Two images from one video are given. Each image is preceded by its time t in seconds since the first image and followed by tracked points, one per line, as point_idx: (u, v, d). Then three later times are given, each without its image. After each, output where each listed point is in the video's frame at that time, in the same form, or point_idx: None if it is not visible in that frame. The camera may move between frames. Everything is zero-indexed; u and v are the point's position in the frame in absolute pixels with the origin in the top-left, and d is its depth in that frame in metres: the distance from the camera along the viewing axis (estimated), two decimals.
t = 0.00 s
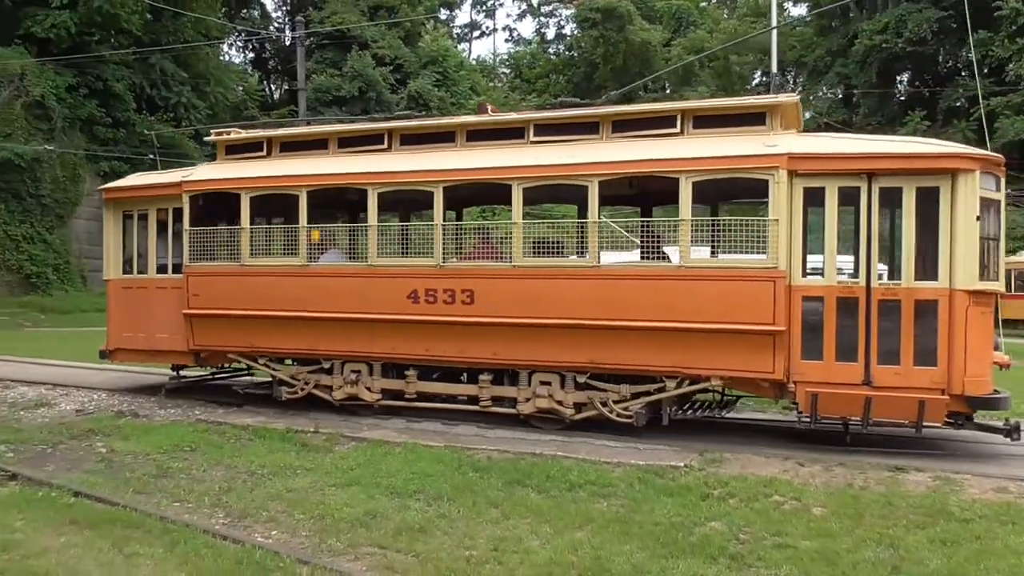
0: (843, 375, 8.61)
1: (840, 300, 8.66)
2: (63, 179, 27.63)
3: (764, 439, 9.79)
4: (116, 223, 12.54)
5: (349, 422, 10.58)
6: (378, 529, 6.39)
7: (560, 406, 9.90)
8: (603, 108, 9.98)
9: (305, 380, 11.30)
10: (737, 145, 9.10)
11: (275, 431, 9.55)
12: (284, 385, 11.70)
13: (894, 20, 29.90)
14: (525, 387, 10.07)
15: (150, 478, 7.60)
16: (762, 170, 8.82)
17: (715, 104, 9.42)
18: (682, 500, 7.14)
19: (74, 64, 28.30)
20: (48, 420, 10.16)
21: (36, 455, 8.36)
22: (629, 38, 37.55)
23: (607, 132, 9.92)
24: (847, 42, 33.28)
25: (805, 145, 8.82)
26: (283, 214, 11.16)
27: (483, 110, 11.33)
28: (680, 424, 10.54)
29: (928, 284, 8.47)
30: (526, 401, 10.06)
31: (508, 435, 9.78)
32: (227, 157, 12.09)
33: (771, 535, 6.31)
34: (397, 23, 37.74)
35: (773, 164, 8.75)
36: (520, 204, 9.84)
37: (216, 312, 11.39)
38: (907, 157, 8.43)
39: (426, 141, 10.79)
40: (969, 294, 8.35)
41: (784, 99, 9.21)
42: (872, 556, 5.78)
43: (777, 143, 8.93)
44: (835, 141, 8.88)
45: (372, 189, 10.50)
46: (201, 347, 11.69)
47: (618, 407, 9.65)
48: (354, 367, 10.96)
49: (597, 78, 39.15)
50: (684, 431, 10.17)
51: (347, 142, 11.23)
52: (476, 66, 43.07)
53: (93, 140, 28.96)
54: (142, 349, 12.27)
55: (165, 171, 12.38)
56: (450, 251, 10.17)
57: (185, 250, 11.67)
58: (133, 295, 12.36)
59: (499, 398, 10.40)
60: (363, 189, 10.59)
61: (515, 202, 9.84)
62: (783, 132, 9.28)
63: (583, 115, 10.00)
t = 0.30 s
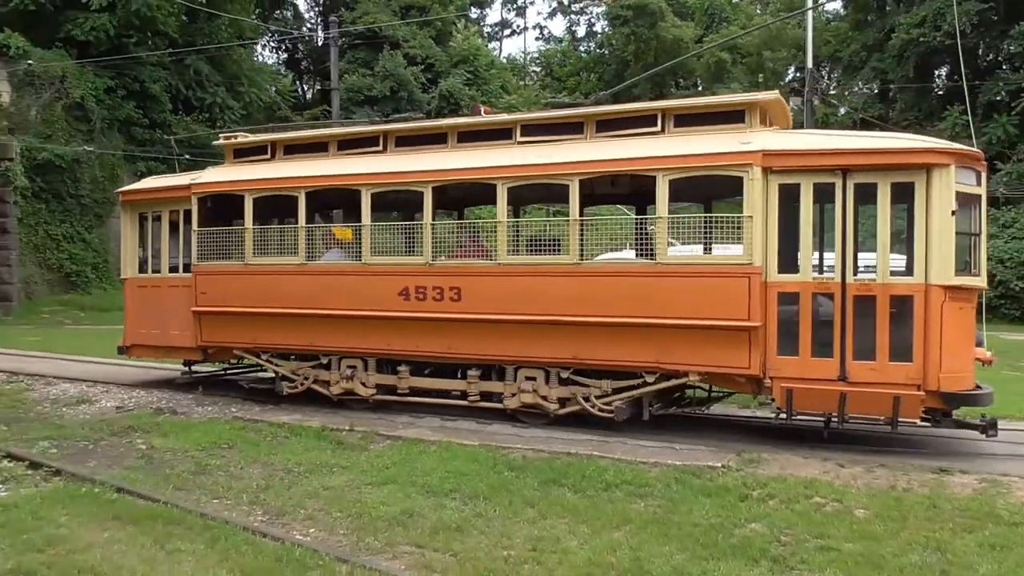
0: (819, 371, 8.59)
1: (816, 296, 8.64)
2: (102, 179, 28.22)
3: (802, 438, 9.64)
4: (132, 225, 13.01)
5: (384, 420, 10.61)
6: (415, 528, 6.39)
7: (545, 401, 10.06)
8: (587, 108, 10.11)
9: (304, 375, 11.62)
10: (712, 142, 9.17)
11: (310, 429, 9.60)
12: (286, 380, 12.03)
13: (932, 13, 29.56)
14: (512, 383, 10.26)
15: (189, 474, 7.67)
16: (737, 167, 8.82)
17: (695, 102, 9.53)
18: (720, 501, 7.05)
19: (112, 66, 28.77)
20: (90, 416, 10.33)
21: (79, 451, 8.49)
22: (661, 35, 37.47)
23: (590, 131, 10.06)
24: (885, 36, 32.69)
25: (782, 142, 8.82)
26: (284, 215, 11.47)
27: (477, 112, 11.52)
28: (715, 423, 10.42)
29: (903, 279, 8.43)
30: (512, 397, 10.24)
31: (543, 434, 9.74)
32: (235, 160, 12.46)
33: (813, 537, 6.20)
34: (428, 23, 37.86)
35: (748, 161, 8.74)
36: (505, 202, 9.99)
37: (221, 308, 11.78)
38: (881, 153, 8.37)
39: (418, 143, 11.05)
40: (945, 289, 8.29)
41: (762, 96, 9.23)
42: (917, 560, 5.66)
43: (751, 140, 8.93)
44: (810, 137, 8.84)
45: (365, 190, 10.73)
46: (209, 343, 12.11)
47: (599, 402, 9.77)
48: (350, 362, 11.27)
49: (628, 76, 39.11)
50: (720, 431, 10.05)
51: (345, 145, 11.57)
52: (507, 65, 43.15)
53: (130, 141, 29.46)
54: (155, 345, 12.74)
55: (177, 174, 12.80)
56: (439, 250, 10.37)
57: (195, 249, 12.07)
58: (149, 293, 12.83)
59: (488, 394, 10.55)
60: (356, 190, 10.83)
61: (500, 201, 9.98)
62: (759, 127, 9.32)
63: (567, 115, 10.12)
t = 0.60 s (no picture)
0: (785, 365, 8.71)
1: (781, 291, 8.75)
2: (126, 182, 28.46)
3: (831, 436, 9.51)
4: (136, 228, 13.37)
5: (408, 419, 10.62)
6: (442, 527, 6.38)
7: (523, 396, 10.25)
8: (564, 110, 10.28)
9: (297, 372, 11.90)
10: (682, 141, 9.28)
11: (336, 429, 9.63)
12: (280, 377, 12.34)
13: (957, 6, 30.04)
14: (492, 378, 10.46)
15: (216, 474, 7.72)
16: (703, 165, 8.93)
17: (667, 102, 9.65)
18: (749, 500, 6.98)
19: (136, 70, 29.07)
20: (117, 417, 10.43)
21: (108, 451, 8.56)
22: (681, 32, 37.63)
23: (567, 131, 10.21)
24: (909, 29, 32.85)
25: (749, 139, 8.93)
26: (275, 216, 11.72)
27: (464, 114, 11.72)
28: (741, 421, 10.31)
29: (867, 273, 8.54)
30: (490, 392, 10.43)
31: (567, 433, 9.71)
32: (232, 164, 12.76)
33: (845, 536, 6.12)
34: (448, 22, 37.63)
35: (715, 159, 8.85)
36: (484, 202, 10.14)
37: (218, 308, 12.12)
38: (846, 149, 8.46)
39: (404, 144, 11.28)
40: (908, 283, 8.41)
41: (732, 95, 9.32)
42: (954, 560, 5.56)
43: (719, 138, 9.02)
44: (777, 134, 8.95)
45: (351, 193, 10.95)
46: (209, 342, 12.46)
47: (575, 397, 9.93)
48: (340, 359, 11.54)
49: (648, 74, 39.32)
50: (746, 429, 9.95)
51: (335, 148, 11.84)
52: (526, 64, 43.14)
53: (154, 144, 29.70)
54: (158, 345, 13.08)
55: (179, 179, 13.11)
56: (422, 250, 10.58)
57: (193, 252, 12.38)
58: (153, 294, 13.18)
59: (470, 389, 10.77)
60: (342, 191, 11.04)
61: (478, 201, 10.15)
62: (727, 125, 9.42)
63: (545, 116, 10.30)
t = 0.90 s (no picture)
0: (748, 364, 8.77)
1: (745, 291, 8.80)
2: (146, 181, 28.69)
3: (851, 437, 9.43)
4: (134, 226, 13.58)
5: (425, 417, 10.62)
6: (458, 526, 6.37)
7: (498, 392, 10.42)
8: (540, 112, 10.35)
9: (286, 367, 12.14)
10: (652, 142, 9.35)
11: (352, 427, 9.64)
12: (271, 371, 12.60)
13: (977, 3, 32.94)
14: (470, 374, 10.64)
15: (234, 471, 7.76)
16: (669, 166, 9.01)
17: (640, 104, 9.72)
18: (768, 500, 6.92)
19: (155, 70, 29.28)
20: (136, 413, 10.52)
21: (128, 448, 8.64)
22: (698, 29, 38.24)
23: (542, 133, 10.30)
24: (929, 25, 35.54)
25: (716, 141, 8.99)
26: (263, 216, 11.89)
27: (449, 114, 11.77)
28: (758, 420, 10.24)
29: (828, 273, 8.55)
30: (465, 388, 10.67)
31: (583, 432, 9.67)
32: (227, 165, 12.95)
33: (865, 537, 6.06)
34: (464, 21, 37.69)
35: (678, 161, 8.93)
36: (460, 204, 10.26)
37: (209, 305, 12.37)
38: (807, 152, 8.50)
39: (387, 146, 11.41)
40: (867, 283, 8.40)
41: (701, 97, 9.41)
42: (977, 563, 5.49)
43: (686, 140, 9.11)
44: (743, 136, 9.00)
45: (336, 192, 11.07)
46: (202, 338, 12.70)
47: (548, 394, 10.08)
48: (326, 356, 11.75)
49: (664, 71, 39.83)
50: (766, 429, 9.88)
51: (325, 149, 11.97)
52: (542, 62, 43.25)
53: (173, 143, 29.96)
54: (155, 340, 13.30)
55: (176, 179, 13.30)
56: (403, 249, 10.73)
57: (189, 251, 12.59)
58: (150, 290, 13.40)
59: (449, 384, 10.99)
60: (328, 191, 11.17)
61: (455, 203, 10.27)
62: (696, 126, 9.51)
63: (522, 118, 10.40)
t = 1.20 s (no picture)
0: (717, 360, 8.88)
1: (714, 288, 8.93)
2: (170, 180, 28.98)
3: (876, 439, 9.32)
4: (138, 226, 13.91)
5: (444, 415, 10.64)
6: (476, 524, 6.38)
7: (481, 387, 10.64)
8: (521, 114, 10.54)
9: (280, 363, 12.43)
10: (627, 144, 9.50)
11: (371, 425, 9.69)
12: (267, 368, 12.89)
13: None
14: (454, 370, 10.87)
15: (254, 468, 7.82)
16: (640, 167, 9.18)
17: (615, 105, 9.89)
18: (787, 501, 6.87)
19: (179, 70, 29.55)
20: (159, 410, 10.65)
21: (151, 444, 8.74)
22: (721, 27, 38.53)
23: (524, 135, 10.48)
24: (956, 21, 35.96)
25: (687, 142, 9.14)
26: (259, 217, 12.18)
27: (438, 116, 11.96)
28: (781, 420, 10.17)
29: (796, 271, 8.65)
30: (449, 383, 10.86)
31: (600, 432, 9.63)
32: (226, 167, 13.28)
33: (886, 540, 5.99)
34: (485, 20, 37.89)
35: (651, 161, 9.09)
36: (444, 204, 10.48)
37: (208, 303, 12.71)
38: (774, 152, 8.63)
39: (377, 148, 11.68)
40: (833, 281, 8.52)
41: (675, 98, 9.56)
42: (999, 566, 5.41)
43: (657, 142, 9.26)
44: (713, 137, 9.15)
45: (326, 193, 11.33)
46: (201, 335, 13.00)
47: (527, 389, 10.28)
48: (318, 352, 12.02)
49: (686, 69, 40.20)
50: (788, 429, 9.80)
51: (319, 151, 12.24)
52: (563, 61, 43.35)
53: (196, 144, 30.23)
54: (157, 336, 13.61)
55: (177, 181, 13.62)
56: (390, 247, 10.94)
57: (189, 251, 12.89)
58: (152, 288, 13.70)
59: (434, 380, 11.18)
60: (319, 192, 11.43)
61: (439, 203, 10.49)
62: (669, 128, 9.68)
63: (504, 120, 10.60)
